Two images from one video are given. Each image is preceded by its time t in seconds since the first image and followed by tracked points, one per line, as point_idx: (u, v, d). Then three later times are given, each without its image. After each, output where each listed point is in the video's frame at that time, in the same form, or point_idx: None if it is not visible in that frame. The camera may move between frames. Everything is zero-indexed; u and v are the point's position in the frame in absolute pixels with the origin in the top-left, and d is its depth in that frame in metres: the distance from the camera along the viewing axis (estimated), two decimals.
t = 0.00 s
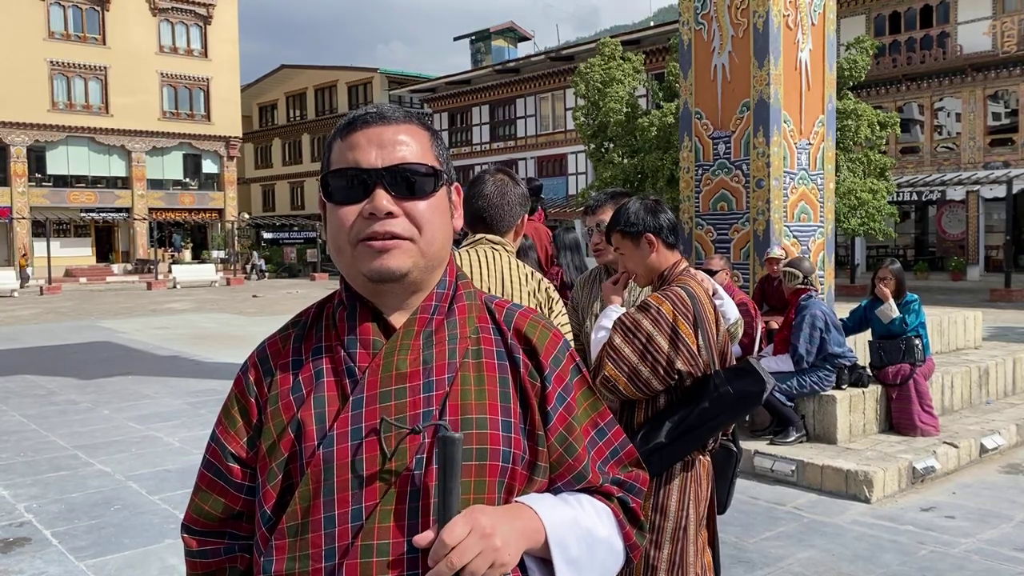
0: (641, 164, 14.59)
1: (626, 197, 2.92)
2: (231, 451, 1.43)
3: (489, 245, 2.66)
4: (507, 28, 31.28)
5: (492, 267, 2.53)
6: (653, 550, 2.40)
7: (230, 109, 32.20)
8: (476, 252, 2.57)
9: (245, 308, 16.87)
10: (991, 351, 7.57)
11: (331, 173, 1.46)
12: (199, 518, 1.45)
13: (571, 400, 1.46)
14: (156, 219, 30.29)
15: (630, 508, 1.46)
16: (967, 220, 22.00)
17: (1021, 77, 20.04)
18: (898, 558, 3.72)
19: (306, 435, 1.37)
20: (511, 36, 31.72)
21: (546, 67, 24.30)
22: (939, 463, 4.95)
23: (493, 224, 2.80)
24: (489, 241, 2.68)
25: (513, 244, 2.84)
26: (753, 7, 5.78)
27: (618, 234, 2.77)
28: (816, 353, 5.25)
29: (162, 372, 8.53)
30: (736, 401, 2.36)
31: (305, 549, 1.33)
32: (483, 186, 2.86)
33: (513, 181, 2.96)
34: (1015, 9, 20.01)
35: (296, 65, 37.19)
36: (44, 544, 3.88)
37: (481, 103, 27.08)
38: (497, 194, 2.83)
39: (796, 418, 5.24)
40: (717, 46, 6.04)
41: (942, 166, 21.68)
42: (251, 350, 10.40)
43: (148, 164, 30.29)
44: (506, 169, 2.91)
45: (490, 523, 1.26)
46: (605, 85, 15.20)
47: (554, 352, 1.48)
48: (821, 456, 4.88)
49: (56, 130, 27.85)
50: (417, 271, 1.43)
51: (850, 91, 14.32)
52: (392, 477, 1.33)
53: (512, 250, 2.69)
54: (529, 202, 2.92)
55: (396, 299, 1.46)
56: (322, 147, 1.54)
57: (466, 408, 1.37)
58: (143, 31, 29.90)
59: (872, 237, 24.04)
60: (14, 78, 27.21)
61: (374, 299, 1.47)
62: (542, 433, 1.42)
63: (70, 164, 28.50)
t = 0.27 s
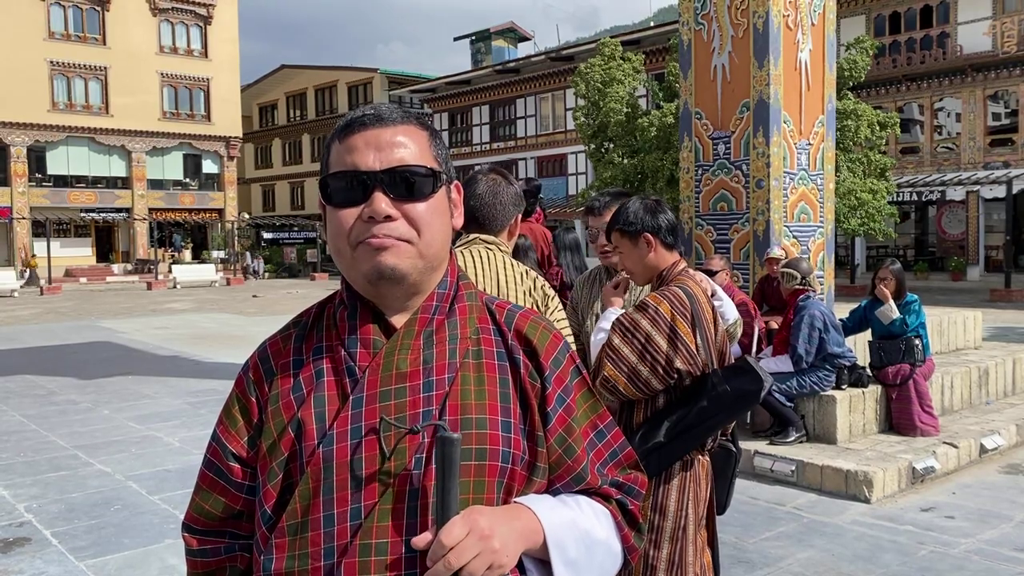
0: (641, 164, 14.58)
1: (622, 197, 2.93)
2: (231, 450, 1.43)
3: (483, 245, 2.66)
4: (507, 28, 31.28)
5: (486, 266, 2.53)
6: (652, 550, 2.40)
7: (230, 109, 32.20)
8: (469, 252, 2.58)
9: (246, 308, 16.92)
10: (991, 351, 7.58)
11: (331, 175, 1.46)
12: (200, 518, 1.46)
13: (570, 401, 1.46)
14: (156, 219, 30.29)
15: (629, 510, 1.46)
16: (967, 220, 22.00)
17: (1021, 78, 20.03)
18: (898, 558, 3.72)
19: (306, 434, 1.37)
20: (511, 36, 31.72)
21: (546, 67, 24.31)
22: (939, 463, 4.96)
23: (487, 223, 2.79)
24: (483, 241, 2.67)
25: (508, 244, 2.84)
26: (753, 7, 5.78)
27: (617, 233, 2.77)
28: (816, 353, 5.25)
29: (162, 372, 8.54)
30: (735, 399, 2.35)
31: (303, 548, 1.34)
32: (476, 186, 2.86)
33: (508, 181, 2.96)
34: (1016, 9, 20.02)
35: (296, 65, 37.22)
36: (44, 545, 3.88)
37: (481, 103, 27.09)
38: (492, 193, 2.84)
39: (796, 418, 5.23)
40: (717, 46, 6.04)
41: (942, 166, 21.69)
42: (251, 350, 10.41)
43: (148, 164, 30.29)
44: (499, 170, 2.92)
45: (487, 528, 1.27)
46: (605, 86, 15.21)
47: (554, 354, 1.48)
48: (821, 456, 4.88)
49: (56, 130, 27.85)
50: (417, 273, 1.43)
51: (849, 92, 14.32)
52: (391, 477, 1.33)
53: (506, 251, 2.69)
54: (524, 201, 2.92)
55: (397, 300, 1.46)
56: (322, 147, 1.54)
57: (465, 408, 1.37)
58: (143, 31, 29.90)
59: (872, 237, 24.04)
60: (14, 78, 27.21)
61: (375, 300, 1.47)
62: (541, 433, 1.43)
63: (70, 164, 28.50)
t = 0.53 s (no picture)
0: (641, 164, 14.58)
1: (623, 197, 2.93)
2: (232, 449, 1.43)
3: (483, 245, 2.67)
4: (507, 29, 31.28)
5: (487, 267, 2.54)
6: (655, 549, 2.39)
7: (230, 109, 32.20)
8: (469, 252, 2.58)
9: (246, 308, 16.97)
10: (991, 351, 7.58)
11: (331, 175, 1.46)
12: (200, 516, 1.45)
13: (572, 402, 1.46)
14: (156, 219, 30.30)
15: (629, 512, 1.46)
16: (967, 220, 22.00)
17: (1021, 78, 20.03)
18: (898, 558, 3.72)
19: (306, 434, 1.37)
20: (511, 37, 31.72)
21: (546, 67, 24.32)
22: (939, 463, 4.96)
23: (488, 222, 2.80)
24: (483, 241, 2.68)
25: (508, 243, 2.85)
26: (753, 8, 5.78)
27: (616, 232, 2.77)
28: (816, 352, 5.25)
29: (162, 372, 8.55)
30: (738, 397, 2.35)
31: (304, 548, 1.34)
32: (475, 186, 2.87)
33: (507, 182, 2.97)
34: (1016, 9, 20.03)
35: (296, 65, 37.24)
36: (44, 544, 3.88)
37: (482, 103, 27.10)
38: (491, 193, 2.84)
39: (796, 418, 5.24)
40: (717, 46, 6.04)
41: (942, 166, 21.70)
42: (251, 350, 10.41)
43: (148, 164, 30.29)
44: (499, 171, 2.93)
45: (488, 528, 1.27)
46: (606, 86, 15.22)
47: (556, 354, 1.48)
48: (821, 456, 4.88)
49: (56, 130, 27.85)
50: (417, 273, 1.44)
51: (850, 92, 14.33)
52: (390, 477, 1.33)
53: (506, 251, 2.69)
54: (523, 201, 2.93)
55: (397, 300, 1.46)
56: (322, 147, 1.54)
57: (466, 408, 1.37)
58: (143, 31, 29.90)
59: (872, 238, 24.03)
60: (14, 78, 27.20)
61: (376, 300, 1.47)
62: (542, 435, 1.42)
63: (70, 164, 28.51)
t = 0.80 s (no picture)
0: (641, 164, 14.56)
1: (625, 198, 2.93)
2: (230, 451, 1.43)
3: (482, 245, 2.67)
4: (507, 29, 31.27)
5: (486, 267, 2.54)
6: (658, 549, 2.39)
7: (230, 109, 32.19)
8: (467, 253, 2.58)
9: (246, 308, 16.99)
10: (991, 351, 7.58)
11: (329, 175, 1.46)
12: (199, 519, 1.46)
13: (569, 402, 1.46)
14: (156, 219, 30.30)
15: (628, 508, 1.46)
16: (967, 220, 21.99)
17: (1021, 78, 20.02)
18: (898, 559, 3.72)
19: (305, 435, 1.37)
20: (511, 37, 31.70)
21: (546, 67, 24.32)
22: (939, 463, 4.96)
23: (488, 223, 2.80)
24: (482, 242, 2.68)
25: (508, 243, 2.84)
26: (753, 8, 5.78)
27: (618, 231, 2.77)
28: (816, 351, 5.25)
29: (162, 372, 8.55)
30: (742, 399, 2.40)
31: (303, 549, 1.33)
32: (474, 187, 2.86)
33: (507, 182, 2.97)
34: (1016, 9, 20.02)
35: (296, 65, 37.24)
36: (44, 544, 3.88)
37: (482, 103, 27.09)
38: (490, 193, 2.84)
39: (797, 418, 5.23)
40: (717, 47, 6.04)
41: (942, 166, 21.70)
42: (251, 350, 10.42)
43: (148, 164, 30.29)
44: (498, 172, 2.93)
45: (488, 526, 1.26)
46: (606, 86, 15.22)
47: (553, 354, 1.48)
48: (821, 456, 4.88)
49: (56, 130, 27.86)
50: (415, 273, 1.44)
51: (850, 92, 14.34)
52: (390, 476, 1.33)
53: (504, 251, 2.69)
54: (524, 201, 2.93)
55: (395, 300, 1.46)
56: (320, 148, 1.54)
57: (464, 409, 1.37)
58: (143, 31, 29.90)
59: (872, 238, 24.01)
60: (14, 78, 27.21)
61: (374, 300, 1.47)
62: (540, 434, 1.42)
63: (70, 164, 28.51)
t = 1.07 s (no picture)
0: (641, 164, 14.56)
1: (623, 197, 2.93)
2: (228, 452, 1.43)
3: (481, 246, 2.67)
4: (507, 29, 31.26)
5: (486, 267, 2.54)
6: (659, 550, 2.39)
7: (230, 109, 32.19)
8: (467, 253, 2.59)
9: (246, 308, 17.00)
10: (991, 352, 7.58)
11: (328, 174, 1.46)
12: (197, 521, 1.46)
13: (568, 404, 1.46)
14: (156, 220, 30.29)
15: (626, 510, 1.46)
16: (967, 220, 21.99)
17: (1021, 78, 20.01)
18: (898, 559, 3.72)
19: (304, 436, 1.36)
20: (511, 37, 31.69)
21: (546, 68, 24.31)
22: (939, 463, 4.95)
23: (486, 224, 2.80)
24: (482, 242, 2.68)
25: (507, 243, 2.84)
26: (754, 8, 5.78)
27: (614, 230, 2.78)
28: (815, 352, 5.24)
29: (162, 372, 8.55)
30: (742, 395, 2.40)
31: (303, 551, 1.33)
32: (473, 187, 2.86)
33: (506, 182, 2.97)
34: (1015, 10, 20.02)
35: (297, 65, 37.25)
36: (44, 544, 3.88)
37: (482, 103, 27.09)
38: (489, 194, 2.83)
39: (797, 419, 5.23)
40: (717, 47, 6.04)
41: (942, 166, 21.70)
42: (251, 350, 10.42)
43: (148, 164, 30.30)
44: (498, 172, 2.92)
45: (491, 529, 1.27)
46: (606, 86, 15.22)
47: (552, 354, 1.48)
48: (821, 456, 4.88)
49: (56, 130, 27.86)
50: (413, 271, 1.43)
51: (850, 92, 14.34)
52: (390, 479, 1.33)
53: (504, 251, 2.69)
54: (523, 202, 2.93)
55: (393, 300, 1.46)
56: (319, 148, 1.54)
57: (465, 410, 1.37)
58: (143, 31, 29.89)
59: (872, 238, 24.02)
60: (14, 78, 27.20)
61: (372, 299, 1.47)
62: (540, 434, 1.42)
63: (70, 164, 28.51)
